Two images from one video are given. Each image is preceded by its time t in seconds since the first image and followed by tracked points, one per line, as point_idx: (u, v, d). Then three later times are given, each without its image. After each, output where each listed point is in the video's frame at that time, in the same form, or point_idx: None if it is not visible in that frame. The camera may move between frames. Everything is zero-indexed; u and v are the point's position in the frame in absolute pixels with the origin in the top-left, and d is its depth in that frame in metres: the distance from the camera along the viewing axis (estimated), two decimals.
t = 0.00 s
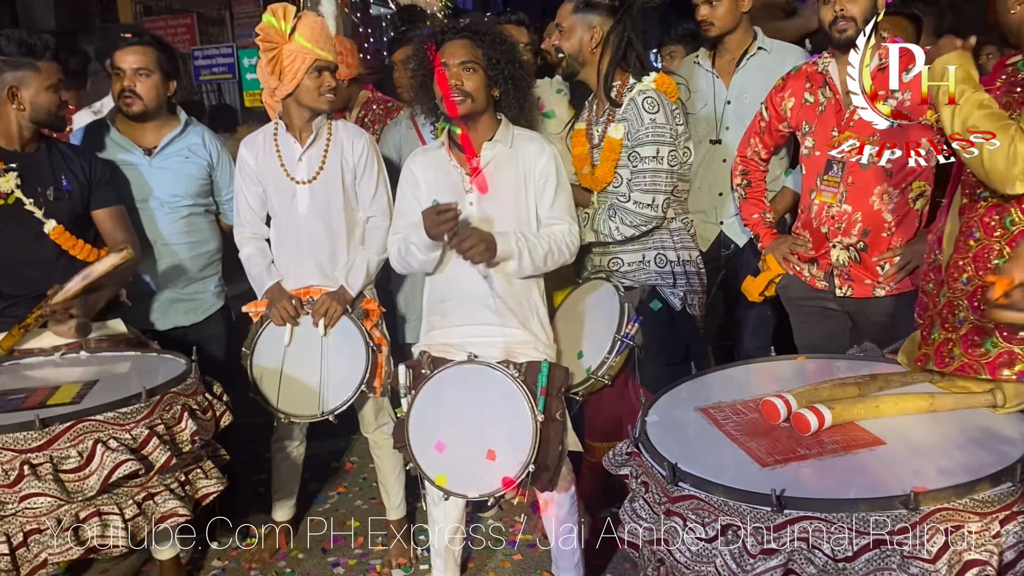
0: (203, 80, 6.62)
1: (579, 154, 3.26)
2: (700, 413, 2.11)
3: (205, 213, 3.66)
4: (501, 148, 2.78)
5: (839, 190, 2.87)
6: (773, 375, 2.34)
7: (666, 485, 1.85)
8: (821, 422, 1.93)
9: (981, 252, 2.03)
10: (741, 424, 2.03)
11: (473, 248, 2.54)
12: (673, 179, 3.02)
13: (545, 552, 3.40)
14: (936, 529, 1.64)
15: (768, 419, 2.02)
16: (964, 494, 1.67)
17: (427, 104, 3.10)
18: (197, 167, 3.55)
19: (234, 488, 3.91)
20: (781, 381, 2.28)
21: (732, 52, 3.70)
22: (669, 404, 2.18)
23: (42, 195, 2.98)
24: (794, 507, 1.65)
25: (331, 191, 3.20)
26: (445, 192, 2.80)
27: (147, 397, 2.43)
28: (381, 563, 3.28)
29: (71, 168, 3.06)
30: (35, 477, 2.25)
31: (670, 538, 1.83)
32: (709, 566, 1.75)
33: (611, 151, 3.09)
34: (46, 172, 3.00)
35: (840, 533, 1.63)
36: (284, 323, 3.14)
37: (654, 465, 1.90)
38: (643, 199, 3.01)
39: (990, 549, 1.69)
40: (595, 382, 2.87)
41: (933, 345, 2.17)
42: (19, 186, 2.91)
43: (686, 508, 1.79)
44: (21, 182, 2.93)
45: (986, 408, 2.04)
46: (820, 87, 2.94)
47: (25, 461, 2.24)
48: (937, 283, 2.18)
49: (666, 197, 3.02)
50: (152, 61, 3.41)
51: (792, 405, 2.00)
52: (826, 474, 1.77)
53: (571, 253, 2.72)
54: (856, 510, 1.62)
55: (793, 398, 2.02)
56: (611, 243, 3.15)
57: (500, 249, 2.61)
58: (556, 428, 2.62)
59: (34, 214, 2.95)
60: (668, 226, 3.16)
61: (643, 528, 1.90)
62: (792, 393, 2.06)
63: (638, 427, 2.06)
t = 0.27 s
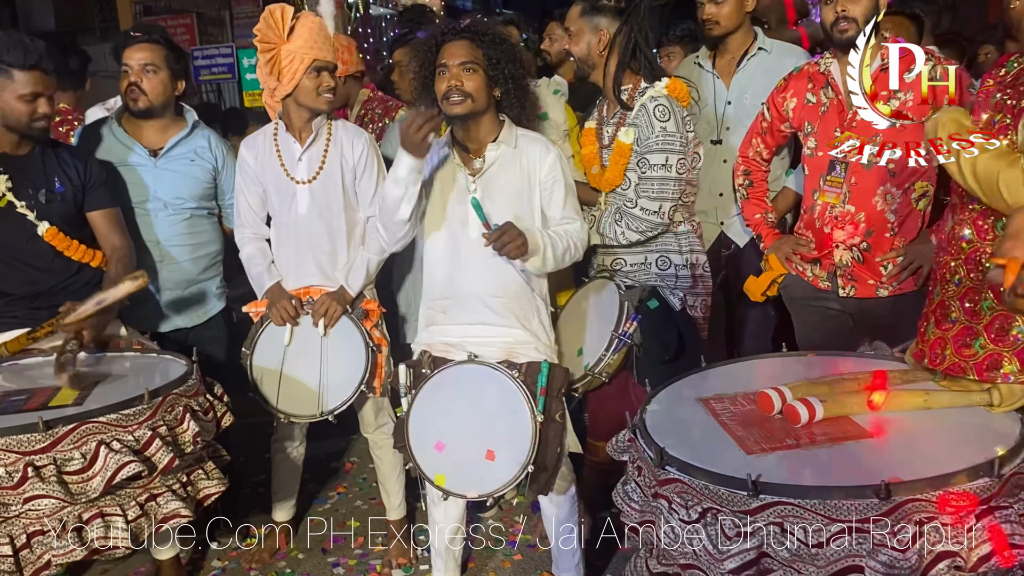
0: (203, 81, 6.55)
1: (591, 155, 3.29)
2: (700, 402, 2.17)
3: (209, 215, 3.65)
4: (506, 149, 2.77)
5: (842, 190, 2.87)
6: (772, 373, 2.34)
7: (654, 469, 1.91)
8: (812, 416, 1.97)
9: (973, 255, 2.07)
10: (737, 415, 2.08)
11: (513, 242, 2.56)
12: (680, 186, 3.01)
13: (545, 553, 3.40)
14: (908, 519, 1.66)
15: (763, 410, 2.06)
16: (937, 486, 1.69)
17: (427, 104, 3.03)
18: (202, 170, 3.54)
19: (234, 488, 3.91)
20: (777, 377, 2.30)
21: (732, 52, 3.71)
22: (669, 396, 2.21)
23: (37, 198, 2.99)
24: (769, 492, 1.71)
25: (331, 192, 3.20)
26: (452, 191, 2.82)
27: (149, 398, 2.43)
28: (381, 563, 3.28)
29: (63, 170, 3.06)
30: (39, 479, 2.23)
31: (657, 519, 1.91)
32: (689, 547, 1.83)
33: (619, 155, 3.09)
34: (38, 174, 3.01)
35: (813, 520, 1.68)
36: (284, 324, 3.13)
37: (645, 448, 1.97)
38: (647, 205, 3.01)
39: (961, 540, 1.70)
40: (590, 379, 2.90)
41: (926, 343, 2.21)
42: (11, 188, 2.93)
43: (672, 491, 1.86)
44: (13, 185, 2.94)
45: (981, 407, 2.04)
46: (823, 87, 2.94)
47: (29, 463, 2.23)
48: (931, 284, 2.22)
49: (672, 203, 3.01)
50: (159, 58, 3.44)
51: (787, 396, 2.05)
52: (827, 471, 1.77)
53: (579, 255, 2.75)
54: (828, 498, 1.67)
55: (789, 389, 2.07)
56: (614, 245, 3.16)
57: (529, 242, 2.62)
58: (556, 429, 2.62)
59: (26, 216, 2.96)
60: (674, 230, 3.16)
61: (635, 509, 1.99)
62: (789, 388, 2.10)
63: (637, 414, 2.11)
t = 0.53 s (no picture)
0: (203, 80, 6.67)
1: (595, 158, 3.30)
2: (699, 392, 2.21)
3: (207, 217, 3.65)
4: (511, 150, 2.78)
5: (844, 190, 2.87)
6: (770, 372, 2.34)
7: (646, 455, 1.98)
8: (803, 408, 2.00)
9: (976, 256, 2.03)
10: (732, 405, 2.12)
11: (530, 242, 2.56)
12: (687, 189, 3.02)
13: (545, 552, 3.40)
14: (884, 510, 1.68)
15: (758, 401, 2.07)
16: (916, 478, 1.71)
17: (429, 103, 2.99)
18: (201, 172, 3.54)
19: (234, 488, 3.91)
20: (776, 372, 2.30)
21: (732, 52, 3.71)
22: (671, 386, 2.27)
23: (37, 199, 2.98)
24: (748, 479, 1.76)
25: (333, 192, 3.19)
26: (457, 190, 2.82)
27: (147, 401, 2.42)
28: (380, 563, 3.28)
29: (63, 170, 3.04)
30: (35, 481, 2.23)
31: (647, 504, 1.97)
32: (674, 532, 1.88)
33: (625, 158, 3.09)
34: (37, 173, 3.00)
35: (790, 508, 1.72)
36: (281, 324, 3.14)
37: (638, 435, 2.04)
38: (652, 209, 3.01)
39: (935, 535, 1.70)
40: (599, 379, 2.88)
41: (932, 342, 2.18)
42: (10, 188, 2.93)
43: (660, 476, 1.92)
44: (12, 185, 2.94)
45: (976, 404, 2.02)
46: (824, 87, 2.94)
47: (26, 465, 2.22)
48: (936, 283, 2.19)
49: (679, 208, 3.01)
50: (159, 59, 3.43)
51: (781, 387, 2.06)
52: (824, 466, 1.78)
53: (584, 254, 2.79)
54: (805, 487, 1.71)
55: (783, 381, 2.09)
56: (619, 247, 3.16)
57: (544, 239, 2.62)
58: (558, 428, 2.62)
59: (26, 216, 2.96)
60: (681, 233, 3.14)
61: (627, 495, 2.05)
62: (784, 379, 2.12)
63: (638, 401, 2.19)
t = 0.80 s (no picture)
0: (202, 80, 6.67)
1: (596, 155, 3.31)
2: (698, 388, 2.22)
3: (203, 218, 3.66)
4: (512, 150, 2.78)
5: (845, 189, 2.88)
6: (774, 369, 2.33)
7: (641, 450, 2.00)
8: (799, 404, 2.01)
9: (976, 255, 2.03)
10: (730, 400, 2.13)
11: (530, 241, 2.56)
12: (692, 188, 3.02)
13: (544, 552, 3.40)
14: (872, 506, 1.69)
15: (755, 395, 2.11)
16: (907, 475, 1.72)
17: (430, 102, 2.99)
18: (198, 173, 3.54)
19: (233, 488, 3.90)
20: (777, 367, 2.31)
21: (732, 51, 3.71)
22: (672, 381, 2.28)
23: (39, 200, 2.98)
24: (739, 473, 1.76)
25: (325, 189, 3.09)
26: (458, 189, 2.82)
27: (141, 399, 2.43)
28: (380, 562, 3.28)
29: (64, 169, 3.04)
30: (27, 478, 2.23)
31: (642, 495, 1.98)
32: (666, 524, 1.89)
33: (629, 155, 3.09)
34: (38, 173, 2.99)
35: (780, 502, 1.73)
36: (274, 323, 3.14)
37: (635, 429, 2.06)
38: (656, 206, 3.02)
39: (924, 530, 1.72)
40: (604, 380, 2.88)
41: (934, 339, 2.19)
42: (13, 189, 2.94)
43: (655, 469, 1.93)
44: (14, 186, 2.95)
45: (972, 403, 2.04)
46: (825, 87, 2.94)
47: (18, 462, 2.23)
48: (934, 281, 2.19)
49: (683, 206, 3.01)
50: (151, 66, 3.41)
51: (779, 382, 2.08)
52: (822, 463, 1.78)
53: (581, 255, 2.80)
54: (795, 482, 1.72)
55: (781, 376, 2.10)
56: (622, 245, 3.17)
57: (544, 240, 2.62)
58: (557, 428, 2.62)
59: (27, 218, 2.96)
60: (683, 232, 3.16)
61: (624, 486, 2.07)
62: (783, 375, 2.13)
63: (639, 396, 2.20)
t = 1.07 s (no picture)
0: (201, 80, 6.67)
1: (584, 146, 3.31)
2: (698, 385, 2.23)
3: (198, 216, 3.66)
4: (510, 149, 2.79)
5: (845, 189, 2.88)
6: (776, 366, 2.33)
7: (638, 446, 2.03)
8: (796, 401, 2.01)
9: (976, 250, 2.01)
10: (729, 398, 2.14)
11: (524, 241, 2.56)
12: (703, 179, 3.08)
13: (544, 552, 3.40)
14: (867, 503, 1.70)
15: (754, 395, 2.11)
16: (901, 472, 1.74)
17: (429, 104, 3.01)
18: (192, 170, 3.55)
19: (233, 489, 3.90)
20: (775, 364, 2.32)
21: (732, 51, 3.71)
22: (673, 378, 2.29)
23: (42, 200, 2.97)
24: (735, 470, 1.79)
25: (321, 188, 3.07)
26: (456, 189, 2.82)
27: (143, 395, 2.43)
28: (379, 562, 3.28)
29: (70, 171, 3.04)
30: (32, 475, 2.24)
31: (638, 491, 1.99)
32: (661, 521, 1.89)
33: (630, 143, 3.12)
34: (45, 174, 2.99)
35: (774, 498, 1.74)
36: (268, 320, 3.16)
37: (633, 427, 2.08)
38: (669, 194, 3.05)
39: (919, 528, 1.72)
40: (604, 381, 2.89)
41: (936, 331, 2.19)
42: (17, 189, 2.92)
43: (653, 466, 1.95)
44: (19, 185, 2.93)
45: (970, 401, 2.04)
46: (824, 86, 2.94)
47: (23, 459, 2.24)
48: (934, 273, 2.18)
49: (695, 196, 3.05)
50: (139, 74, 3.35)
51: (776, 379, 2.08)
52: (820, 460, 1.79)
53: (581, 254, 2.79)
54: (790, 478, 1.74)
55: (780, 375, 2.11)
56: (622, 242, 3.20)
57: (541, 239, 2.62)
58: (556, 428, 2.63)
59: (31, 217, 2.95)
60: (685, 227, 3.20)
61: (621, 481, 2.08)
62: (781, 372, 2.14)
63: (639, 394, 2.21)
